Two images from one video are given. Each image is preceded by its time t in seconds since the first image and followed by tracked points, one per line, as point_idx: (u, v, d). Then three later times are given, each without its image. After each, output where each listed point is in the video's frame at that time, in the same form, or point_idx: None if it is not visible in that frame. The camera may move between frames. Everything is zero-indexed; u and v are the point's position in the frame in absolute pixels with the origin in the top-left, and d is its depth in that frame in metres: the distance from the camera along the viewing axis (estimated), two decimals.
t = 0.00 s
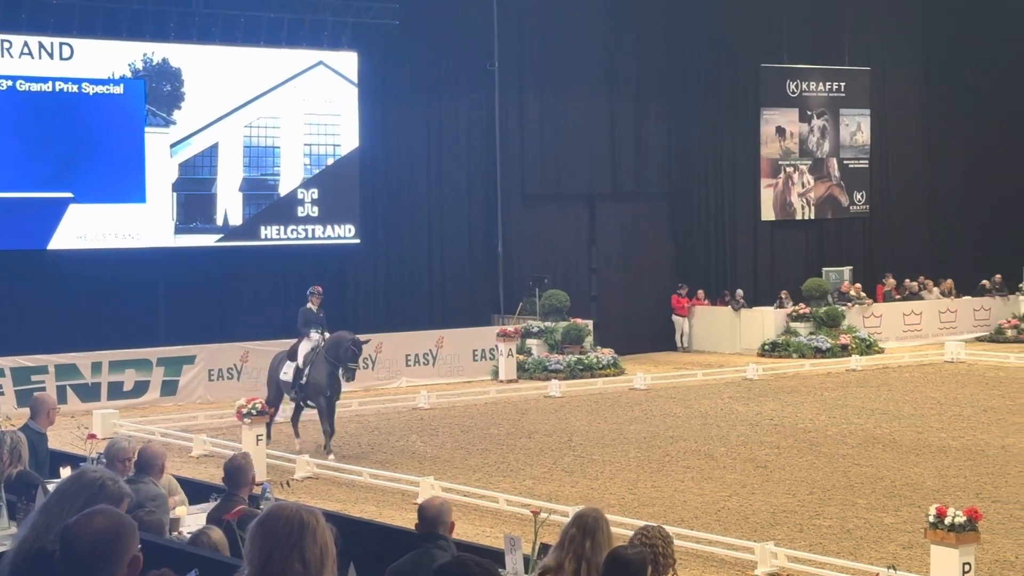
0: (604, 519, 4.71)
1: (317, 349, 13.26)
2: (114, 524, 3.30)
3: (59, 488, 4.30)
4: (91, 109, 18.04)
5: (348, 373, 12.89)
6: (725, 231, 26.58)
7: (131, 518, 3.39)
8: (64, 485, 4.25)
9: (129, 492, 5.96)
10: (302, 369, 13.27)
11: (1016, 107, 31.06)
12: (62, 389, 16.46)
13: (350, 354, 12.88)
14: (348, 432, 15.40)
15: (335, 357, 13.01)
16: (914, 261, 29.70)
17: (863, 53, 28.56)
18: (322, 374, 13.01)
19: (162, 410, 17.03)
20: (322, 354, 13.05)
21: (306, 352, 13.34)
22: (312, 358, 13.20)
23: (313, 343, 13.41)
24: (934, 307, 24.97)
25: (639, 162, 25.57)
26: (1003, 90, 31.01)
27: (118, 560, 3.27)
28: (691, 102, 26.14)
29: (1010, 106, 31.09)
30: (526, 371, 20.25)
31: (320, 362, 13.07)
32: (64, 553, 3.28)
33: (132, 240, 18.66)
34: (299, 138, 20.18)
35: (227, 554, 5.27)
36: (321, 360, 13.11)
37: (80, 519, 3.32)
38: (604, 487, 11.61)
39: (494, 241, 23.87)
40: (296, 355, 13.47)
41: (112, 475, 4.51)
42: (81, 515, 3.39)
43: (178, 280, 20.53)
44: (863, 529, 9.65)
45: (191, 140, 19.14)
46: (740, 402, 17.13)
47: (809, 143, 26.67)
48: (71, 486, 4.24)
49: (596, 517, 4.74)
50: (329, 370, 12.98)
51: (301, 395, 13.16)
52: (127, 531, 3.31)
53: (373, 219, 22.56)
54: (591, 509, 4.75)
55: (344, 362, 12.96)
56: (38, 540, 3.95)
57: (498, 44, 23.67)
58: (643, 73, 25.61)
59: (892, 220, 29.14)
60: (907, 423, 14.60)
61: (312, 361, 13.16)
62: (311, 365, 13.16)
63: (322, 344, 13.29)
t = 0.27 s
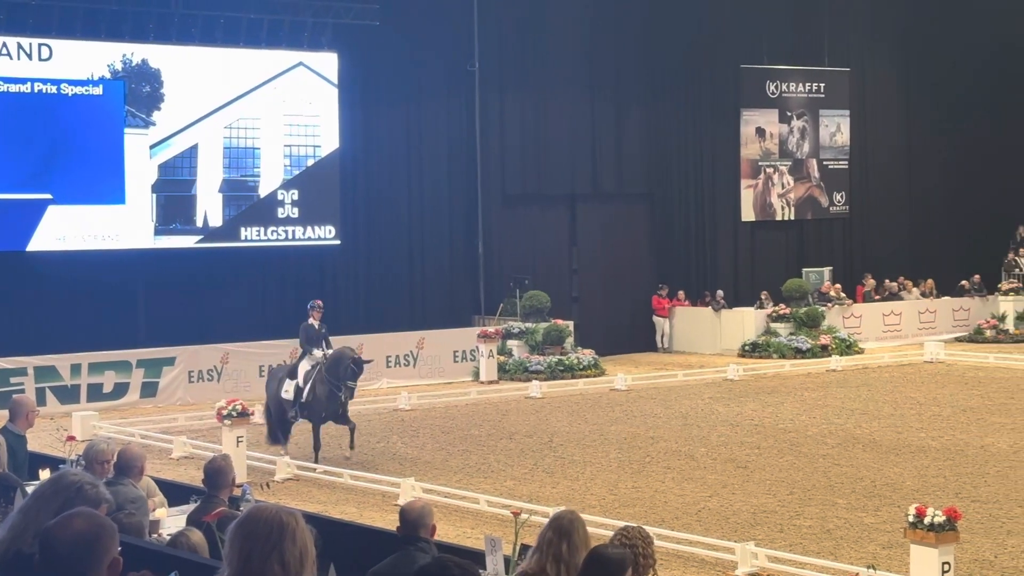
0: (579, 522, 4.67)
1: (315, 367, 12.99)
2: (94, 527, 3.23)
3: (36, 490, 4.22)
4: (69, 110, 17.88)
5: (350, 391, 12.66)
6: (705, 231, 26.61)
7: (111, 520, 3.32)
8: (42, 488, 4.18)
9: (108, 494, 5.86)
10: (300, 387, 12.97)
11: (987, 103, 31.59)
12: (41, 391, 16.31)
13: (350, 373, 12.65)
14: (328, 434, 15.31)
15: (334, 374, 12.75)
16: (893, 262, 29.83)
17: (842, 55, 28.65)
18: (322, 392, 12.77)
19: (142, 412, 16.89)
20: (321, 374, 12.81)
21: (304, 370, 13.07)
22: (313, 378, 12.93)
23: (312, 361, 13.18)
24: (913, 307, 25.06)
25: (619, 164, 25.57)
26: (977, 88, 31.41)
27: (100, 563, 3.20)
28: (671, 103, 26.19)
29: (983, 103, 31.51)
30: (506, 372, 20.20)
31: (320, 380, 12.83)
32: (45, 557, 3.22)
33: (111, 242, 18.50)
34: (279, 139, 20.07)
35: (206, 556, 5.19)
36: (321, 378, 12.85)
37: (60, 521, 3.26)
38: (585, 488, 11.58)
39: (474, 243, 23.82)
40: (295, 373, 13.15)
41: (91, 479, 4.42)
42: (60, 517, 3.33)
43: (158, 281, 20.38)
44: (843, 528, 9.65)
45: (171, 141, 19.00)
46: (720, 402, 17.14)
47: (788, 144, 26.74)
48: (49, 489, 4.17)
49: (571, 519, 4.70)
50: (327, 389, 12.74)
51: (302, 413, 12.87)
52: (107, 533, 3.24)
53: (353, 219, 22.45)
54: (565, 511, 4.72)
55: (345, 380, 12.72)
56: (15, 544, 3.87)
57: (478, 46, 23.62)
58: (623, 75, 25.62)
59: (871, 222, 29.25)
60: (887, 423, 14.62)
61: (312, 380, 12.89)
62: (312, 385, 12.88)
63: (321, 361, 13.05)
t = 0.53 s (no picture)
0: (548, 522, 4.63)
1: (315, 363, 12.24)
2: (62, 530, 3.23)
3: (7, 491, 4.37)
4: (39, 110, 17.67)
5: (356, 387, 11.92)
6: (677, 232, 26.65)
7: (82, 523, 3.32)
8: (10, 488, 4.31)
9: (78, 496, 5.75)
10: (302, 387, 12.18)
11: (962, 105, 31.52)
12: (10, 393, 16.09)
13: (355, 366, 11.92)
14: (300, 435, 15.18)
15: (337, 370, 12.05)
16: (864, 262, 30.00)
17: (813, 56, 28.78)
18: (327, 391, 12.09)
19: (112, 414, 16.69)
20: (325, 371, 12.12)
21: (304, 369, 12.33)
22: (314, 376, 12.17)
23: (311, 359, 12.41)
24: (883, 308, 25.21)
25: (591, 165, 25.58)
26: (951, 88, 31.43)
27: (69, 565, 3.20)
28: (644, 104, 26.23)
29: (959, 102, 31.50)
30: (479, 373, 20.13)
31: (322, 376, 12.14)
32: (14, 558, 3.24)
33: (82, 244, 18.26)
34: (250, 140, 19.91)
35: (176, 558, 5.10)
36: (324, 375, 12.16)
37: (29, 524, 3.26)
38: (557, 488, 11.53)
39: (447, 244, 23.75)
40: (293, 372, 12.41)
41: (59, 481, 4.55)
42: (30, 519, 3.33)
43: (129, 283, 20.17)
44: (815, 528, 9.66)
45: (142, 142, 18.79)
46: (693, 403, 17.15)
47: (760, 145, 26.83)
48: (17, 489, 4.30)
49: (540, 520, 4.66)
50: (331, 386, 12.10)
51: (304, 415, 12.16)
52: (77, 536, 3.24)
53: (325, 220, 22.33)
54: (535, 511, 4.68)
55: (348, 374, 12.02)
56: None
57: (451, 46, 23.54)
58: (595, 76, 25.62)
59: (842, 223, 29.40)
60: (858, 423, 14.67)
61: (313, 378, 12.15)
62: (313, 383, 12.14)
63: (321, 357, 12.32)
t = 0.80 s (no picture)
0: (521, 522, 4.58)
1: (317, 370, 12.18)
2: (34, 532, 3.15)
3: None
4: (11, 110, 17.45)
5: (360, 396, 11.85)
6: (652, 233, 26.68)
7: (53, 525, 3.24)
8: None
9: (49, 498, 5.65)
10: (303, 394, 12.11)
11: (933, 106, 31.62)
12: None
13: (361, 376, 11.86)
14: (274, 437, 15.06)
15: (340, 378, 11.98)
16: (838, 264, 30.16)
17: (786, 58, 28.91)
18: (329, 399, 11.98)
19: (85, 415, 16.52)
20: (327, 377, 12.03)
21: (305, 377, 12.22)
22: (315, 383, 12.09)
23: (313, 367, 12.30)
24: (856, 308, 25.35)
25: (566, 165, 25.56)
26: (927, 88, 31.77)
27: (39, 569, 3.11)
28: (619, 106, 26.25)
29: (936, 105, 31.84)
30: (453, 374, 20.07)
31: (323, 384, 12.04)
32: None
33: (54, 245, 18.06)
34: (224, 140, 19.75)
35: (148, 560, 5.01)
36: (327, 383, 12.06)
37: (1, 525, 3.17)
38: (532, 489, 11.49)
39: (422, 245, 23.67)
40: (294, 379, 12.29)
41: (27, 480, 4.71)
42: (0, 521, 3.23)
43: (101, 284, 19.97)
44: (788, 528, 9.67)
45: (116, 142, 18.59)
46: (667, 403, 17.16)
47: (734, 146, 26.92)
48: None
49: (513, 519, 4.60)
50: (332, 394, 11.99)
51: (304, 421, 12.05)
52: (49, 538, 3.15)
53: (299, 221, 22.22)
54: (506, 512, 4.62)
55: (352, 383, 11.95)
56: None
57: (425, 47, 23.46)
58: (570, 77, 25.61)
59: (816, 224, 29.53)
60: (831, 423, 14.72)
61: (314, 385, 12.06)
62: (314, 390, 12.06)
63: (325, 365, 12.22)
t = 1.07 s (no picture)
0: (488, 522, 4.51)
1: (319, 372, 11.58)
2: None
3: None
4: None
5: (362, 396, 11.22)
6: (620, 233, 26.68)
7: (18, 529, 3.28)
8: None
9: (12, 501, 5.52)
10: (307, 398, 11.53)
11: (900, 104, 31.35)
12: None
13: (363, 374, 11.22)
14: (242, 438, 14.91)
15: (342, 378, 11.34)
16: (805, 265, 30.31)
17: (754, 59, 29.02)
18: (330, 401, 11.38)
19: (51, 417, 16.30)
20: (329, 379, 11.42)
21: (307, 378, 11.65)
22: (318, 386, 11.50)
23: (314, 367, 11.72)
24: (823, 309, 25.49)
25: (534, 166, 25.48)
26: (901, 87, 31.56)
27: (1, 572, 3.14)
28: (588, 106, 26.23)
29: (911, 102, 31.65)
30: (422, 375, 19.95)
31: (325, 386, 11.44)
32: None
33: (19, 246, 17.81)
34: (191, 141, 19.54)
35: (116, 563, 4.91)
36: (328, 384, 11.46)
37: None
38: (500, 490, 11.43)
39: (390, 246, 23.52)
40: (297, 381, 11.74)
41: None
42: None
43: (67, 284, 19.70)
44: (755, 528, 9.67)
45: (82, 142, 18.33)
46: (636, 404, 17.15)
47: (701, 146, 27.01)
48: None
49: (480, 520, 4.52)
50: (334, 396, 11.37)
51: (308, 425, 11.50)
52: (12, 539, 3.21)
53: (266, 221, 22.03)
54: (474, 513, 4.54)
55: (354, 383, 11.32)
56: None
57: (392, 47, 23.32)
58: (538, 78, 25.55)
59: (783, 225, 29.64)
60: (798, 423, 14.77)
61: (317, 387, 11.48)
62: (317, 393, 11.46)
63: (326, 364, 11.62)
